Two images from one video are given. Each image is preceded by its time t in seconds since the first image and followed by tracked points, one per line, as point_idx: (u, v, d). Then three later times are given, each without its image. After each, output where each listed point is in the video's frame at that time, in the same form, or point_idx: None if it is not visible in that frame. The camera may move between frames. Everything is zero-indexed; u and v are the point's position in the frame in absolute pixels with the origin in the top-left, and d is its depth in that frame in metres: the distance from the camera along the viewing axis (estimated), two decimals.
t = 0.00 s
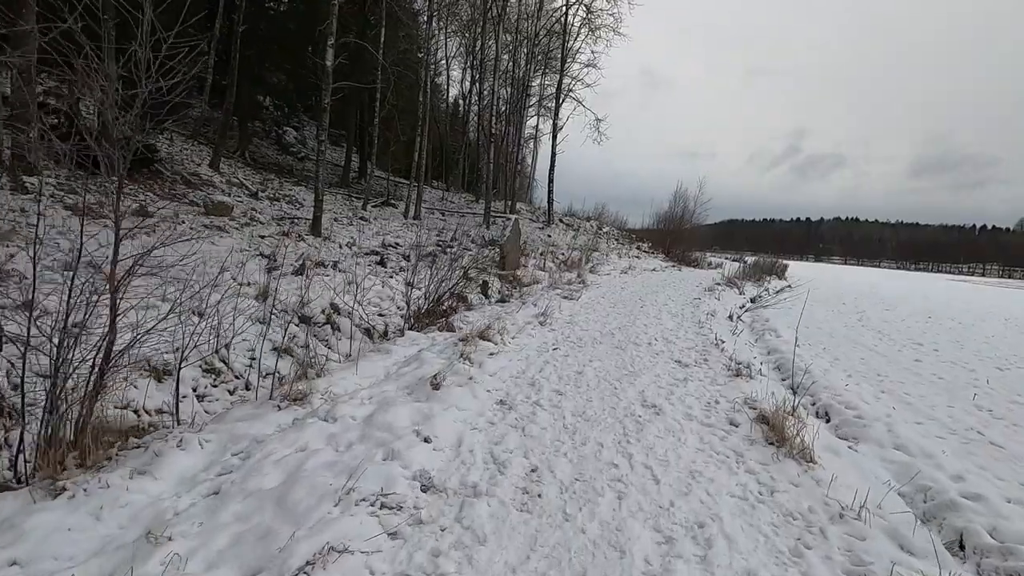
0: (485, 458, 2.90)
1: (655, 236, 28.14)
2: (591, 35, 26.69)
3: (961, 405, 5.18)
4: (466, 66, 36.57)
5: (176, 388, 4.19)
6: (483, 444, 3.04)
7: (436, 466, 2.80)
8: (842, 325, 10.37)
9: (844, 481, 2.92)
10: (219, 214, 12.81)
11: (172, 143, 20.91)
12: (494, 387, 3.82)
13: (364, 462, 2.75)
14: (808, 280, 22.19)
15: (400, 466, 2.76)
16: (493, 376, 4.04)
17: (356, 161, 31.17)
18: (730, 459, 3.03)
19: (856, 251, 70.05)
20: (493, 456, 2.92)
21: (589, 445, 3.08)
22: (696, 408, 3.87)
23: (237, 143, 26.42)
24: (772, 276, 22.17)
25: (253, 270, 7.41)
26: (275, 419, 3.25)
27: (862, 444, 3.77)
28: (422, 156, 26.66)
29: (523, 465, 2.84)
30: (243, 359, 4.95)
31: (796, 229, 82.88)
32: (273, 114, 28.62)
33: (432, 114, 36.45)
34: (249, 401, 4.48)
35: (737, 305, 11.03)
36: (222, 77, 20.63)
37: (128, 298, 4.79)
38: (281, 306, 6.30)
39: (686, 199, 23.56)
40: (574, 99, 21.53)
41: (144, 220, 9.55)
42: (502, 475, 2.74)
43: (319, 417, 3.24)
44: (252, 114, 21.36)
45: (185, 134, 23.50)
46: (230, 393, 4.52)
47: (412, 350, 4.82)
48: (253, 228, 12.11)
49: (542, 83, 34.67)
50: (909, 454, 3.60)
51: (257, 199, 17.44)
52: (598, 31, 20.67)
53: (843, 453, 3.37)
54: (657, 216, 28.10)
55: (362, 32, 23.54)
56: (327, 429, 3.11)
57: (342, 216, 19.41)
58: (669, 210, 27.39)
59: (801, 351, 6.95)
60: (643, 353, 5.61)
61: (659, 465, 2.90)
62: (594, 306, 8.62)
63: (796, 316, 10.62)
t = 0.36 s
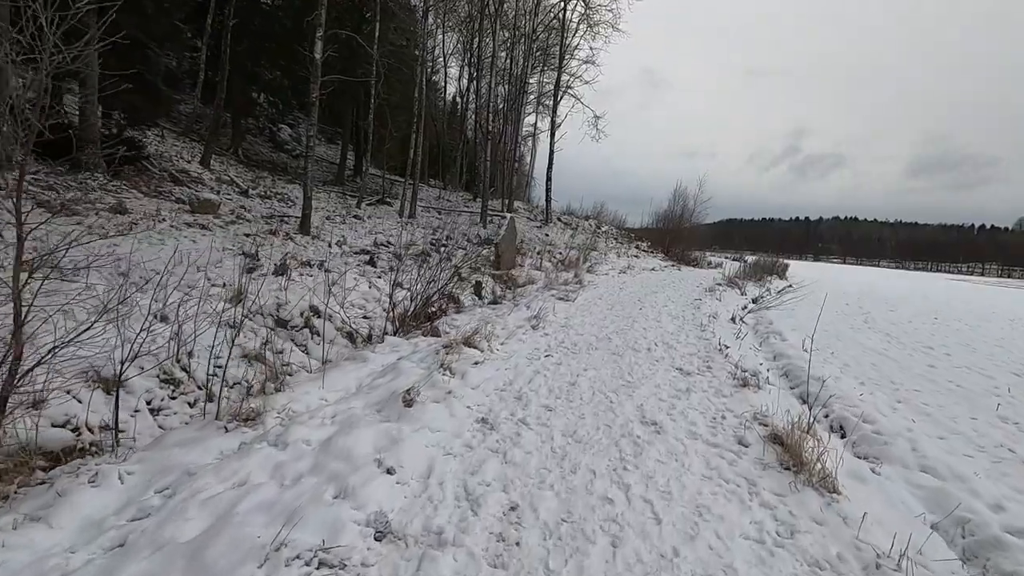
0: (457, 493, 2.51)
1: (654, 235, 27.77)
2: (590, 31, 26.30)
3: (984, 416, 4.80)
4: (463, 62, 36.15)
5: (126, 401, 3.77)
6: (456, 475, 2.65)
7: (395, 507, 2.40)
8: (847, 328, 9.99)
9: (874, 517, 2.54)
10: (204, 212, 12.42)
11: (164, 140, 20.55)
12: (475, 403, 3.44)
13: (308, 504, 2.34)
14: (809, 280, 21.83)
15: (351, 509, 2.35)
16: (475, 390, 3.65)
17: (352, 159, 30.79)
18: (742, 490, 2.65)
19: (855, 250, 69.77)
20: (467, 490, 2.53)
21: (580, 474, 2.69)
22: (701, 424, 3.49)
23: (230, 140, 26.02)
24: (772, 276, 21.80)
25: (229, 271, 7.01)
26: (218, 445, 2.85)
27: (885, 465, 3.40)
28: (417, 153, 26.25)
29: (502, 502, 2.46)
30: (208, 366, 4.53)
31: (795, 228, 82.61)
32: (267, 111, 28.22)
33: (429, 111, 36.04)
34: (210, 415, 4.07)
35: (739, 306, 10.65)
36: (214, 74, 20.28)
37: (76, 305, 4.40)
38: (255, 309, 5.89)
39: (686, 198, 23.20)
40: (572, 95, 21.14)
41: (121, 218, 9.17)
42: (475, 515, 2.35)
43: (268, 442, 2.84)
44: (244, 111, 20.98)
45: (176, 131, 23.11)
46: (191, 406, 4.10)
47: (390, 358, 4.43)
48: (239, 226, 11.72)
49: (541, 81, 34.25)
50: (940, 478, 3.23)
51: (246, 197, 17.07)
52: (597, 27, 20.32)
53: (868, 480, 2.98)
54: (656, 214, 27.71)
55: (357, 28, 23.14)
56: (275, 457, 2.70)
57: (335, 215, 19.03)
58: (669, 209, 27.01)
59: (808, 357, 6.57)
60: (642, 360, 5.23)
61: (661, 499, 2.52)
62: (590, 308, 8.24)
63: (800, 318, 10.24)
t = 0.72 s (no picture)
0: (403, 542, 2.11)
1: (651, 233, 27.44)
2: (586, 26, 25.93)
3: (1004, 430, 4.43)
4: (459, 59, 35.74)
5: (57, 418, 3.39)
6: (404, 518, 2.25)
7: (319, 567, 1.97)
8: (850, 330, 9.62)
9: (900, 566, 2.16)
10: (186, 209, 12.03)
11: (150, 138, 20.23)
12: (441, 423, 3.05)
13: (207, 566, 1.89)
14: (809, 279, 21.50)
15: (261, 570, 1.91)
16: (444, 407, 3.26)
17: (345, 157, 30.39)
18: (744, 533, 2.27)
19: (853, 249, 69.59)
20: (415, 538, 2.14)
21: (553, 514, 2.31)
22: (697, 446, 3.11)
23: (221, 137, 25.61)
24: (771, 275, 21.47)
25: (199, 271, 6.63)
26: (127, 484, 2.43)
27: (905, 493, 3.02)
28: (410, 150, 25.85)
29: (456, 554, 2.07)
30: (158, 377, 4.14)
31: (793, 226, 82.74)
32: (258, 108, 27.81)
33: (424, 109, 35.65)
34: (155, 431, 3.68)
35: (737, 308, 10.28)
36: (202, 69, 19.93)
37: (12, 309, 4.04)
38: (220, 313, 5.50)
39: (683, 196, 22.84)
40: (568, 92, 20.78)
41: (92, 216, 8.77)
42: (419, 573, 1.95)
43: (184, 480, 2.43)
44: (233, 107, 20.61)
45: (165, 129, 22.77)
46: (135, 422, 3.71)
47: (357, 368, 4.04)
48: (220, 224, 11.33)
49: (537, 78, 33.89)
50: (968, 509, 2.85)
51: (234, 195, 16.70)
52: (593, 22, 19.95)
53: (888, 516, 2.60)
54: (654, 213, 27.36)
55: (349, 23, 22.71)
56: (187, 500, 2.28)
57: (325, 213, 18.65)
58: (666, 207, 26.65)
59: (811, 362, 6.20)
60: (634, 368, 4.85)
61: (648, 546, 2.13)
62: (583, 310, 7.86)
63: (801, 320, 9.87)
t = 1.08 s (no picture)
0: None
1: (647, 233, 27.10)
2: (583, 23, 25.52)
3: None
4: (455, 56, 35.31)
5: None
6: None
7: None
8: (853, 336, 9.24)
9: None
10: (165, 206, 11.59)
11: (135, 134, 19.82)
12: (399, 454, 2.64)
13: None
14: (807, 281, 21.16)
15: None
16: (407, 432, 2.85)
17: (338, 154, 29.95)
18: None
19: (850, 250, 69.53)
20: None
21: None
22: (696, 480, 2.70)
23: (210, 134, 25.14)
24: (769, 277, 21.14)
25: (165, 270, 6.20)
26: None
27: (937, 537, 2.62)
28: (403, 148, 25.44)
29: None
30: (98, 390, 3.73)
31: (789, 227, 82.63)
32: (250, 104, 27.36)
33: (419, 106, 35.23)
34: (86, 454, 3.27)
35: (736, 311, 9.91)
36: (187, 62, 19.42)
37: None
38: (180, 318, 5.09)
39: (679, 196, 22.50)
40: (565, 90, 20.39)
41: (58, 213, 8.33)
42: None
43: (68, 533, 1.98)
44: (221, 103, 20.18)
45: (153, 125, 22.34)
46: (65, 443, 3.30)
47: (318, 382, 3.62)
48: (200, 222, 10.90)
49: (534, 76, 33.48)
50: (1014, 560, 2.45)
51: (220, 193, 16.28)
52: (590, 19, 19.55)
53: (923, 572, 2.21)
54: (650, 213, 27.01)
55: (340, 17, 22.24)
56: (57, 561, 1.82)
57: (315, 212, 18.23)
58: (663, 207, 26.30)
59: (817, 372, 5.81)
60: (627, 381, 4.46)
61: None
62: (574, 314, 7.46)
63: (802, 325, 9.50)
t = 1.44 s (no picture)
0: None
1: (645, 233, 26.74)
2: (581, 19, 25.06)
3: None
4: (451, 52, 34.83)
5: None
6: None
7: None
8: (859, 341, 8.86)
9: None
10: (144, 202, 11.13)
11: (121, 128, 19.35)
12: (349, 497, 2.23)
13: None
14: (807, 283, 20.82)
15: None
16: (365, 468, 2.45)
17: (331, 151, 29.44)
18: None
19: (847, 251, 69.38)
20: None
21: None
22: (704, 523, 2.31)
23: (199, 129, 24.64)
24: (768, 277, 20.80)
25: (128, 269, 5.76)
26: None
27: None
28: (396, 145, 24.98)
29: None
30: (28, 407, 3.32)
31: (787, 228, 82.46)
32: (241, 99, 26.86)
33: (414, 103, 34.76)
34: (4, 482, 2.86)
35: (737, 315, 9.52)
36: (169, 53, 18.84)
37: None
38: (136, 324, 4.67)
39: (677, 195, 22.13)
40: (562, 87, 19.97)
41: (23, 208, 7.88)
42: None
43: None
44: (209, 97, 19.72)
45: (140, 119, 21.85)
46: None
47: (275, 401, 3.21)
48: (179, 218, 10.45)
49: (530, 73, 33.05)
50: None
51: (205, 189, 15.82)
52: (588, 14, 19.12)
53: None
54: (648, 212, 26.62)
55: (327, 7, 21.96)
56: None
57: (304, 209, 17.77)
58: (661, 207, 25.93)
59: (826, 383, 5.42)
60: (624, 395, 4.06)
61: None
62: (568, 318, 7.05)
63: (805, 330, 9.12)
